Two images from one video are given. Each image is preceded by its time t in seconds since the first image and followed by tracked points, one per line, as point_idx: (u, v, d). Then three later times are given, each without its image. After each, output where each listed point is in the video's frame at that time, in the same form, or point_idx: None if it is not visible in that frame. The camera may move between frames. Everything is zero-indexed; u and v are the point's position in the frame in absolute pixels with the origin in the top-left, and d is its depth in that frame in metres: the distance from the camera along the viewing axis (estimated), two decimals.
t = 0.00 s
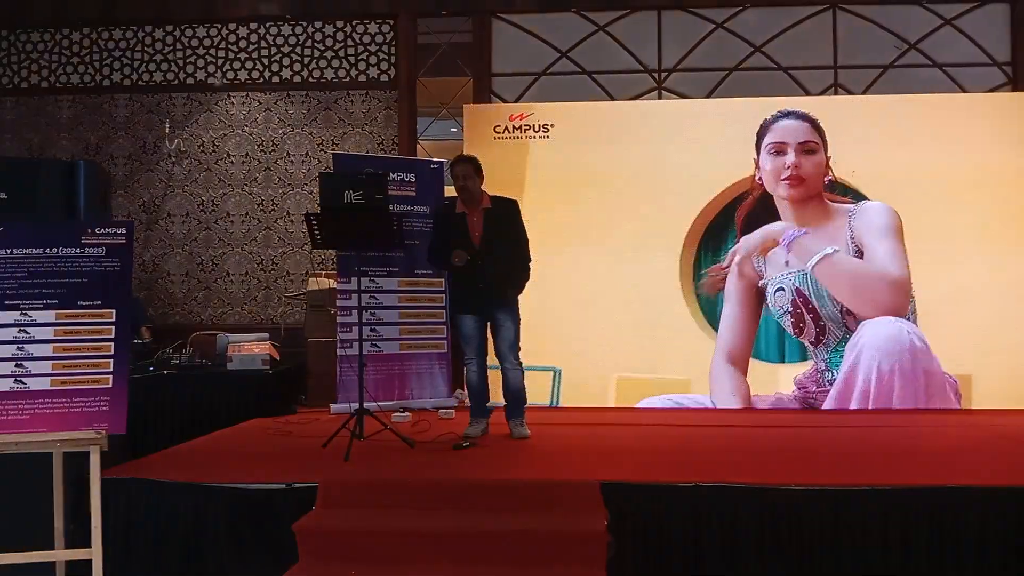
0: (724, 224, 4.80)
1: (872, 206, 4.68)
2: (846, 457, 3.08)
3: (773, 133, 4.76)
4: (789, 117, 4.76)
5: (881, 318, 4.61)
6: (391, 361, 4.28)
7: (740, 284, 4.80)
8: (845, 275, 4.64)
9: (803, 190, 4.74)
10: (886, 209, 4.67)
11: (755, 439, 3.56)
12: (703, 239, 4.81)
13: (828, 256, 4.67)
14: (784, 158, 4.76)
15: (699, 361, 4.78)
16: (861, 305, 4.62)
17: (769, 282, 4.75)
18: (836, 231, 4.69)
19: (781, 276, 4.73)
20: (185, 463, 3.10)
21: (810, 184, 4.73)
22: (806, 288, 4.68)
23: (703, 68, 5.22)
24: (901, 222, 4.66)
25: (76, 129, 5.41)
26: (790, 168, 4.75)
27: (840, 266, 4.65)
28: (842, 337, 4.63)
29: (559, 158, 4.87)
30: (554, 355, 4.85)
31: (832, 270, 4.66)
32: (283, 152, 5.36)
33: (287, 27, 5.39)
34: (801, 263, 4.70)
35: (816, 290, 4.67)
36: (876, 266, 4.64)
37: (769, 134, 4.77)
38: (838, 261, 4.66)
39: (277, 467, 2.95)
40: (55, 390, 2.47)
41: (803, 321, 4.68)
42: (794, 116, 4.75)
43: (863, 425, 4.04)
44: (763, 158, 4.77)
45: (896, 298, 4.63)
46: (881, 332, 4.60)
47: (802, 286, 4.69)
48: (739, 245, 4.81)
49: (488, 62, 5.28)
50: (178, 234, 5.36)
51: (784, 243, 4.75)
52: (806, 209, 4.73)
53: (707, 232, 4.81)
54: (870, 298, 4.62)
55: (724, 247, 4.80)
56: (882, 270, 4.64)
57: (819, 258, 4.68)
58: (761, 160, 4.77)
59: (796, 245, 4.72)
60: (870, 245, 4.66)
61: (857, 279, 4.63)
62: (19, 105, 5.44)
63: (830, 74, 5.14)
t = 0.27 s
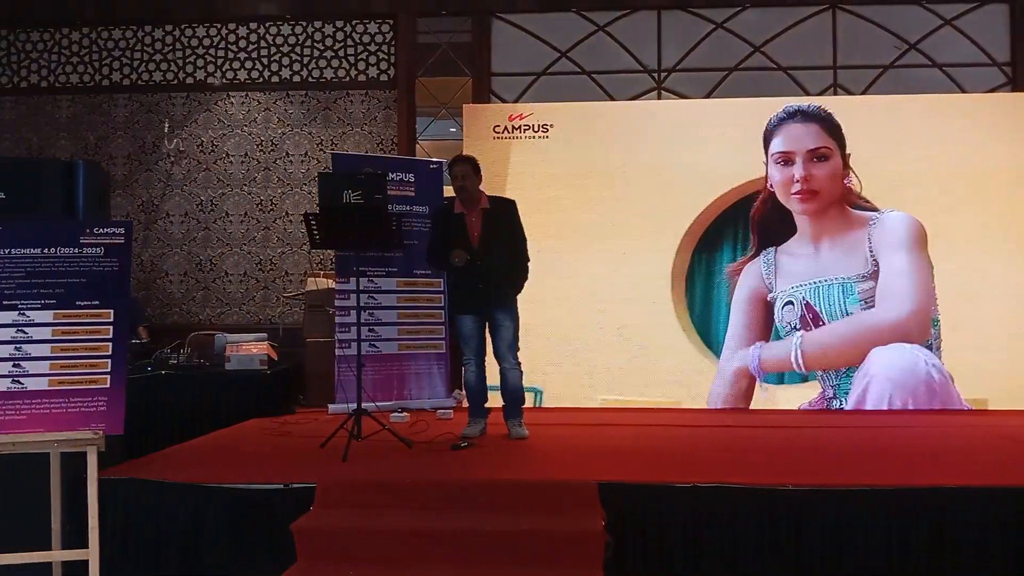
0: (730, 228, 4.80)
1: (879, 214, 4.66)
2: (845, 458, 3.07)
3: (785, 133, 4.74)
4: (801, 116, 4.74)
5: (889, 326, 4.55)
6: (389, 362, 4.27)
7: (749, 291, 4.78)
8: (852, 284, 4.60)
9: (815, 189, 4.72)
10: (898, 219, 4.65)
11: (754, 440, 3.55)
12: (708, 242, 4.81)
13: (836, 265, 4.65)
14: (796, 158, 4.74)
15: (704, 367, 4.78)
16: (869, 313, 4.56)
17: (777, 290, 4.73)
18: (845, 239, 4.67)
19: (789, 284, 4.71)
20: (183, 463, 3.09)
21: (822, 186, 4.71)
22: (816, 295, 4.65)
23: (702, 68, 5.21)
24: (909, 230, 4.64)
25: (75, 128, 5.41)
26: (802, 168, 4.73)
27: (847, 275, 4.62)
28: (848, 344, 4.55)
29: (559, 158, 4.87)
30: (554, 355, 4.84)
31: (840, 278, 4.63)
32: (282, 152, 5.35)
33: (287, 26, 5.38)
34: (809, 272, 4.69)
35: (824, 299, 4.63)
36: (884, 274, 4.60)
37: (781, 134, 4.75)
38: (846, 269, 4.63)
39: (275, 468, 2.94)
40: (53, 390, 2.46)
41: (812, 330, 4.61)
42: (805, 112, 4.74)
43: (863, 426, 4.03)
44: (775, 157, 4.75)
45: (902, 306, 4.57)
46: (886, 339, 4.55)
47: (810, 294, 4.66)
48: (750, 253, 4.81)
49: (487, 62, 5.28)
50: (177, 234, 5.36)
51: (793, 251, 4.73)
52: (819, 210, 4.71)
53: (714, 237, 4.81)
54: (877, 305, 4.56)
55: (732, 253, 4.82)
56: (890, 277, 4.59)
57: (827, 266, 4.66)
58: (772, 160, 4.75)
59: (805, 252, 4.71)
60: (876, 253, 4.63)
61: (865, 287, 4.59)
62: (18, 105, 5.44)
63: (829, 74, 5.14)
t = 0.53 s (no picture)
0: (729, 232, 4.77)
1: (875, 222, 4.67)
2: (843, 459, 3.07)
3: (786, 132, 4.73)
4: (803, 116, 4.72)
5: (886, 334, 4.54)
6: (387, 362, 4.27)
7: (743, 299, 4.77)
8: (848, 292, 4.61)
9: (814, 191, 4.71)
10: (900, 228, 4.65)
11: (752, 440, 3.55)
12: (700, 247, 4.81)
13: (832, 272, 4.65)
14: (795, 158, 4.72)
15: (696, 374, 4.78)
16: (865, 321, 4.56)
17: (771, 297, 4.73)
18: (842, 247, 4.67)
19: (784, 292, 4.70)
20: (181, 463, 3.09)
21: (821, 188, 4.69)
22: (811, 304, 4.65)
23: (700, 68, 5.22)
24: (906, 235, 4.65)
25: (72, 129, 5.40)
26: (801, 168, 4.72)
27: (844, 282, 4.63)
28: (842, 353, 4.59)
29: (556, 159, 4.87)
30: (551, 356, 4.84)
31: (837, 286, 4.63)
32: (279, 153, 5.35)
33: (285, 27, 5.38)
34: (805, 279, 4.68)
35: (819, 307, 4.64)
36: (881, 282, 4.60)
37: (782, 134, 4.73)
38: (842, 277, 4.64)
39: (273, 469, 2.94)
40: (51, 391, 2.46)
41: (806, 341, 4.62)
42: (804, 111, 4.73)
43: (860, 426, 4.03)
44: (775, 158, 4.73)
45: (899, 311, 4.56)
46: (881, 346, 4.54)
47: (806, 301, 4.66)
48: (744, 263, 4.79)
49: (484, 63, 5.28)
50: (175, 235, 5.35)
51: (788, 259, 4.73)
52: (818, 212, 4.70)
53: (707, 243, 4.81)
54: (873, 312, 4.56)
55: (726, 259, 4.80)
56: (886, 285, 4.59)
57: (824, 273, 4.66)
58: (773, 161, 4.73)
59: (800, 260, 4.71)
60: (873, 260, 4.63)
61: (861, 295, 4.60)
62: (16, 106, 5.43)
63: (826, 75, 5.14)
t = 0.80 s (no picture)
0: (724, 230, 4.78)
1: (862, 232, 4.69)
2: (841, 456, 3.08)
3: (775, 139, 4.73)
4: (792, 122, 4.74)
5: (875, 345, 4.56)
6: (386, 362, 4.27)
7: (729, 312, 4.74)
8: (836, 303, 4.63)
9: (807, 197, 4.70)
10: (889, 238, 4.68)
11: (751, 438, 3.55)
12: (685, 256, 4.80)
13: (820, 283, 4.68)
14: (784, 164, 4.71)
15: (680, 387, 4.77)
16: (853, 332, 4.58)
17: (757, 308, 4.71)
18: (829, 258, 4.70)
19: (770, 303, 4.69)
20: (181, 462, 3.10)
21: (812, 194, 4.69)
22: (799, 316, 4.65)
23: (698, 66, 5.22)
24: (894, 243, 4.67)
25: (70, 128, 5.40)
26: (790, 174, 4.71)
27: (831, 293, 4.65)
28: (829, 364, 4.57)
29: (555, 157, 4.87)
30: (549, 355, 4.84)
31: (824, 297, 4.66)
32: (278, 151, 5.35)
33: (283, 26, 5.38)
34: (791, 297, 4.68)
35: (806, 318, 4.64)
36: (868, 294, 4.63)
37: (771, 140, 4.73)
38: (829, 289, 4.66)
39: (273, 467, 2.94)
40: (50, 390, 2.46)
41: (795, 354, 4.61)
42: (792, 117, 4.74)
43: (859, 424, 4.04)
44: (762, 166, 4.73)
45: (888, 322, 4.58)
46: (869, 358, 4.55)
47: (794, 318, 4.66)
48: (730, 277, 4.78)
49: (483, 61, 5.28)
50: (174, 234, 5.36)
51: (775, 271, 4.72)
52: (807, 220, 4.70)
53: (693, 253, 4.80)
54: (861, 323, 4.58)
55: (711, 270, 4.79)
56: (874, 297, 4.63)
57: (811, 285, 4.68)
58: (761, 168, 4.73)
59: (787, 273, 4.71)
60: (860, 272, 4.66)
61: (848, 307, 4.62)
62: (14, 104, 5.43)
63: (825, 73, 5.14)
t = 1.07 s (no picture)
0: (719, 228, 4.74)
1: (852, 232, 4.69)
2: (839, 455, 3.08)
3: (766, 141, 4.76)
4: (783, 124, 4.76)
5: (859, 346, 4.64)
6: (385, 361, 4.27)
7: (727, 303, 4.71)
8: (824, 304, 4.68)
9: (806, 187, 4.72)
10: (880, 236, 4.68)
11: (749, 438, 3.55)
12: (675, 256, 4.76)
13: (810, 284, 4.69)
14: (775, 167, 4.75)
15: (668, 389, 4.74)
16: (840, 327, 4.66)
17: (747, 310, 4.70)
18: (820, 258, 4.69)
19: (759, 304, 4.70)
20: (178, 463, 3.09)
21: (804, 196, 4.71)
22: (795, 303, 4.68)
23: (696, 66, 5.22)
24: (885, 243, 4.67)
25: (67, 128, 5.39)
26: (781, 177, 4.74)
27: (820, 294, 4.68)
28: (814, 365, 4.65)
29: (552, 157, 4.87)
30: (548, 355, 4.83)
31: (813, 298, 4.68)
32: (275, 151, 5.34)
33: (280, 25, 5.37)
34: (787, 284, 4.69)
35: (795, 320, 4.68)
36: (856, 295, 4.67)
37: (762, 143, 4.76)
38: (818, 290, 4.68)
39: (270, 467, 2.93)
40: (47, 391, 2.45)
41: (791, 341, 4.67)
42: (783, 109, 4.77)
43: (856, 423, 4.04)
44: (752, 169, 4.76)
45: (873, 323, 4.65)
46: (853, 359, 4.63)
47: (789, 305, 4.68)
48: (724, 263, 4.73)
49: (481, 61, 5.27)
50: (171, 234, 5.34)
51: (764, 271, 4.70)
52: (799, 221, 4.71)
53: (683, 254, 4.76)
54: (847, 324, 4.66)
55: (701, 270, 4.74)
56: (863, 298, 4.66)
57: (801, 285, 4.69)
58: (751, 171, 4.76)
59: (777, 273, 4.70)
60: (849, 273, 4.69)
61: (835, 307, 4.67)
62: (11, 104, 5.42)
63: (823, 72, 5.14)
